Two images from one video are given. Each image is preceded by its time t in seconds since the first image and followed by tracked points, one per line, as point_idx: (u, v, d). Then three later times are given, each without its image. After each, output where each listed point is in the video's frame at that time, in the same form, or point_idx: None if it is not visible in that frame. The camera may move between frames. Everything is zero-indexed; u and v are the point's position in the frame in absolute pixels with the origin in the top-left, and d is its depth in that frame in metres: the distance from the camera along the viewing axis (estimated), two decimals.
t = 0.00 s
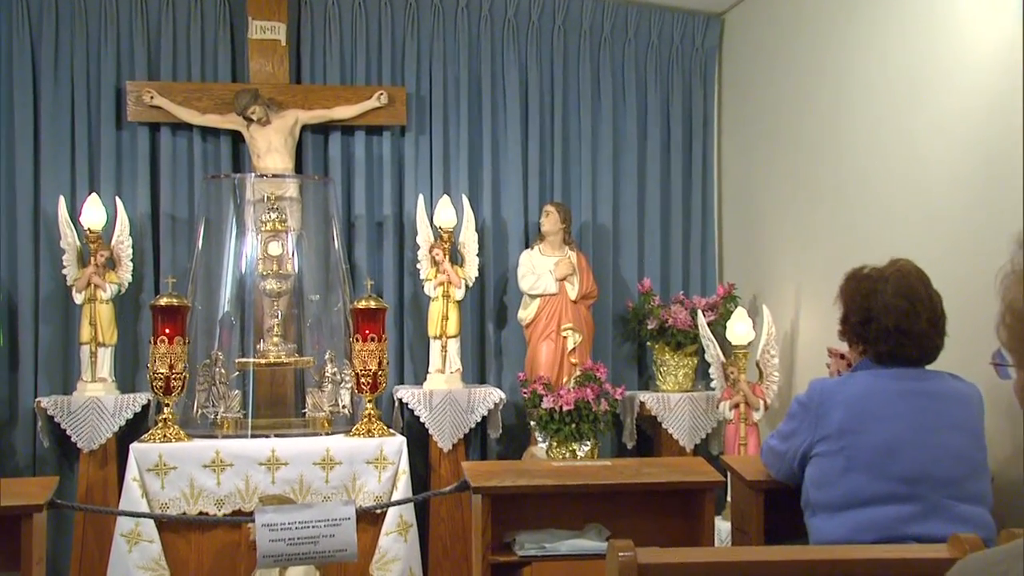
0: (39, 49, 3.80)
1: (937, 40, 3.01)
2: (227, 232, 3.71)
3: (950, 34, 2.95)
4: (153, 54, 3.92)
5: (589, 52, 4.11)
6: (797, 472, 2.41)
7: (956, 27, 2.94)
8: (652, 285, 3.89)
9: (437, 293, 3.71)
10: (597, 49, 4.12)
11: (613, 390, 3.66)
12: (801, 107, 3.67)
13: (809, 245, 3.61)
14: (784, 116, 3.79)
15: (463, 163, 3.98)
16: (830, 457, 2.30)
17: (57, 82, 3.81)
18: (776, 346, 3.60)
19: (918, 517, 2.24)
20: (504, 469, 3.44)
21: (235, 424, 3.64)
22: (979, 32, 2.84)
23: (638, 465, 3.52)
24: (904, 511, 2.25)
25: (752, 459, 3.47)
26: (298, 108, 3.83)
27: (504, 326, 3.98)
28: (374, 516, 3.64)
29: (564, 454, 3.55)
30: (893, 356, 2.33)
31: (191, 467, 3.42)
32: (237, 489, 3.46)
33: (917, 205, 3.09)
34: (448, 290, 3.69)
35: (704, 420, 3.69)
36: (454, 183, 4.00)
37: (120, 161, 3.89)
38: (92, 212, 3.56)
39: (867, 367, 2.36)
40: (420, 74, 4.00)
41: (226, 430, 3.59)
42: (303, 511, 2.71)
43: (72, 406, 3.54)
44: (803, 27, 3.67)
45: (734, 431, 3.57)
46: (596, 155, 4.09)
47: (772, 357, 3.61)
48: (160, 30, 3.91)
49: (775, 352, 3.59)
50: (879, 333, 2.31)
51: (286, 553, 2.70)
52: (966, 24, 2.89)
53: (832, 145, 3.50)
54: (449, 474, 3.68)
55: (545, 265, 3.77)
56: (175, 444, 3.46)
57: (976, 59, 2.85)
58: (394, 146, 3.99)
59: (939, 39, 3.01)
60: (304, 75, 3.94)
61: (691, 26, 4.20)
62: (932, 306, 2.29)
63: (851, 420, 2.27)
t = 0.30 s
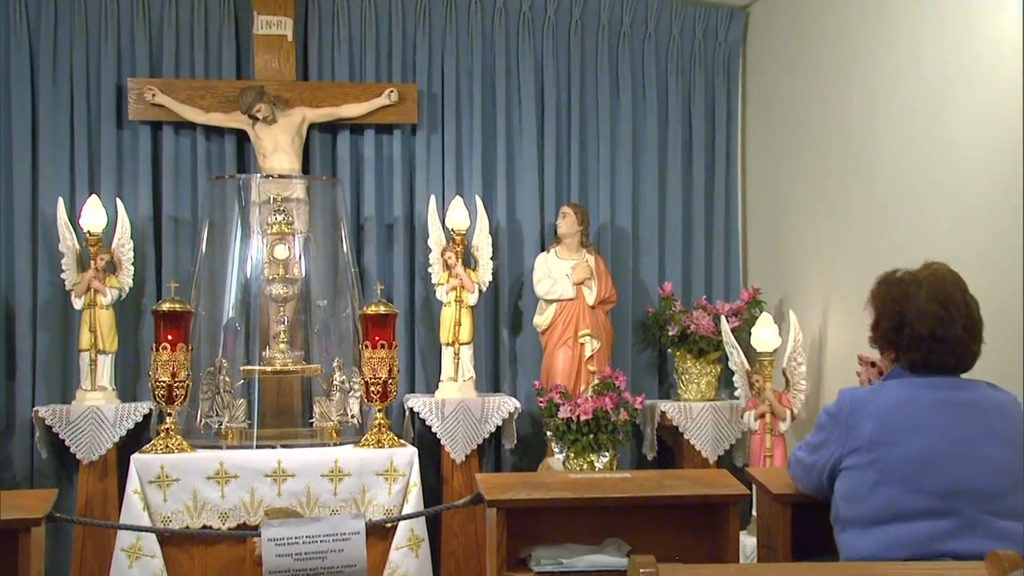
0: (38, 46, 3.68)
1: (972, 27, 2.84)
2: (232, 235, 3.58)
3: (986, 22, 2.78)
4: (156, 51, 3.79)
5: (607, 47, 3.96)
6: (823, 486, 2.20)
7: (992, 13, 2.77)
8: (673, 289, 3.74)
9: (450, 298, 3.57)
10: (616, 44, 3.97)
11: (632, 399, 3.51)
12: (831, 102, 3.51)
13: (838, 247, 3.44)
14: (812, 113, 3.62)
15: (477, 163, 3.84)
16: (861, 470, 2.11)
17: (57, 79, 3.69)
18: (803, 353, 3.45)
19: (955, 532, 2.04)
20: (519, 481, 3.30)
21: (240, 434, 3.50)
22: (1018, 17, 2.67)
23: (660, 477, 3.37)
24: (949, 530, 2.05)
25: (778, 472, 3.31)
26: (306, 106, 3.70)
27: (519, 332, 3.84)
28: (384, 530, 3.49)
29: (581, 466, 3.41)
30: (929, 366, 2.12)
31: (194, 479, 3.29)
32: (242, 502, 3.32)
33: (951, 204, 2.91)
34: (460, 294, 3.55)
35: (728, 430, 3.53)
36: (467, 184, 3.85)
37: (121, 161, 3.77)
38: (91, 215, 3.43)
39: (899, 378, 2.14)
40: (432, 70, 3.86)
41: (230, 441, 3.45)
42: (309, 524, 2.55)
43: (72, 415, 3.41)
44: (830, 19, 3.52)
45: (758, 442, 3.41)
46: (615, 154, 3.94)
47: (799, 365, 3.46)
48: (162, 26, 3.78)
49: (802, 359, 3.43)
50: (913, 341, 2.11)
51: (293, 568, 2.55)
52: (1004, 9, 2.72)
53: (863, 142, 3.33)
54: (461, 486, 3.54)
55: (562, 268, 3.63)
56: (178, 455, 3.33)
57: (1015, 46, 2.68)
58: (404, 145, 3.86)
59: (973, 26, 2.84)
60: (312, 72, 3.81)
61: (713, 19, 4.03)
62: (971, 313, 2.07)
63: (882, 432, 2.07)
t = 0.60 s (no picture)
0: (37, 41, 3.56)
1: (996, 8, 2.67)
2: (238, 236, 3.45)
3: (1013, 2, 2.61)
4: (159, 46, 3.67)
5: (627, 40, 3.81)
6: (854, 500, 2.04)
7: None
8: (695, 293, 3.61)
9: (463, 302, 3.44)
10: (636, 37, 3.83)
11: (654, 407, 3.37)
12: (859, 95, 3.35)
13: (868, 247, 3.29)
14: (841, 106, 3.46)
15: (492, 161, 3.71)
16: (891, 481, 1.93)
17: (56, 75, 3.57)
18: (832, 359, 3.30)
19: (994, 546, 1.88)
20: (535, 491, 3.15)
21: (246, 443, 3.37)
22: None
23: (683, 488, 3.22)
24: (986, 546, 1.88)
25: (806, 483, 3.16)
26: (315, 103, 3.58)
27: (536, 337, 3.70)
28: (395, 542, 3.36)
29: (601, 477, 3.27)
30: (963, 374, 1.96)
31: (199, 489, 3.16)
32: (248, 514, 3.19)
33: (984, 201, 2.71)
34: (474, 298, 3.42)
35: (754, 439, 3.39)
36: (482, 183, 3.72)
37: (123, 160, 3.64)
38: (92, 216, 3.31)
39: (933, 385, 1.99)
40: (445, 66, 3.73)
41: (236, 450, 3.32)
42: (314, 538, 2.42)
43: (72, 424, 3.29)
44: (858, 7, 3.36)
45: (785, 452, 3.26)
46: (635, 151, 3.80)
47: (828, 371, 3.32)
48: (166, 20, 3.66)
49: (831, 364, 3.30)
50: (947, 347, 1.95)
51: None
52: None
53: (892, 137, 3.17)
54: (476, 497, 3.40)
55: (579, 271, 3.49)
56: (182, 464, 3.20)
57: None
58: (417, 143, 3.73)
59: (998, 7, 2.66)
60: (320, 67, 3.69)
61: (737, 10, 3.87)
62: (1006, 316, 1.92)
63: (917, 440, 1.91)
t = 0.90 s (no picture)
0: (39, 35, 3.45)
1: None
2: (248, 236, 3.32)
3: None
4: (164, 39, 3.54)
5: (651, 30, 3.67)
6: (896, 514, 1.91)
7: None
8: (722, 295, 3.47)
9: (480, 305, 3.30)
10: (659, 28, 3.69)
11: (680, 415, 3.22)
12: (892, 84, 3.20)
13: (904, 244, 3.13)
14: (874, 97, 3.31)
15: (510, 158, 3.57)
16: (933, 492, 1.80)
17: (59, 70, 3.45)
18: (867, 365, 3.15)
19: None
20: (556, 501, 3.01)
21: (255, 452, 3.24)
22: None
23: (711, 500, 3.07)
24: None
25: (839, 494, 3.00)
26: (326, 98, 3.45)
27: (556, 342, 3.56)
28: (410, 555, 3.22)
29: (624, 487, 3.13)
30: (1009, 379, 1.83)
31: (206, 500, 3.03)
32: (257, 526, 3.06)
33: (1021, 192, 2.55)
34: (491, 301, 3.28)
35: (784, 449, 3.24)
36: (500, 181, 3.59)
37: (128, 158, 3.52)
38: (96, 216, 3.18)
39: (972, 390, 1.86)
40: (461, 59, 3.60)
41: (245, 459, 3.19)
42: (331, 549, 2.28)
43: (75, 432, 3.16)
44: None
45: (816, 462, 3.11)
46: (658, 147, 3.66)
47: (863, 378, 3.17)
48: (171, 12, 3.54)
49: (866, 370, 3.15)
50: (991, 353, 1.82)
51: None
52: None
53: (927, 132, 3.01)
54: (494, 508, 3.26)
55: (601, 273, 3.35)
56: (189, 474, 3.07)
57: None
58: (431, 139, 3.59)
59: None
60: (331, 61, 3.57)
61: None
62: None
63: (959, 451, 1.78)
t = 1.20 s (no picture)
0: (41, 29, 3.34)
1: None
2: (256, 237, 3.19)
3: None
4: (170, 33, 3.43)
5: (674, 22, 3.54)
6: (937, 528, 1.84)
7: None
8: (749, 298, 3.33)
9: (497, 308, 3.17)
10: (682, 20, 3.56)
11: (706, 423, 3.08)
12: (928, 76, 3.06)
13: (940, 243, 2.99)
14: (908, 90, 3.17)
15: (528, 156, 3.44)
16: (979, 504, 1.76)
17: (61, 65, 3.34)
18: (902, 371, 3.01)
19: None
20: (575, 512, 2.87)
21: (263, 461, 3.11)
22: None
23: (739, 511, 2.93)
24: None
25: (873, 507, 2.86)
26: (337, 94, 3.33)
27: (576, 346, 3.44)
28: (425, 569, 3.09)
29: (647, 498, 2.99)
30: None
31: (213, 511, 2.91)
32: (265, 538, 2.94)
33: None
34: (509, 303, 3.16)
35: (815, 458, 3.10)
36: (517, 180, 3.46)
37: (132, 156, 3.40)
38: (98, 216, 3.07)
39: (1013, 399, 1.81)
40: (477, 52, 3.47)
41: (253, 469, 3.06)
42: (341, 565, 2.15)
43: (77, 440, 3.04)
44: None
45: (849, 472, 2.97)
46: (681, 144, 3.52)
47: (897, 384, 3.02)
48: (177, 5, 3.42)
49: (901, 376, 3.01)
50: None
51: None
52: None
53: (961, 126, 2.88)
54: (511, 520, 3.13)
55: (622, 274, 3.22)
56: (195, 484, 2.94)
57: None
58: (446, 136, 3.47)
59: None
60: (342, 55, 3.45)
61: None
62: None
63: (999, 460, 1.75)
